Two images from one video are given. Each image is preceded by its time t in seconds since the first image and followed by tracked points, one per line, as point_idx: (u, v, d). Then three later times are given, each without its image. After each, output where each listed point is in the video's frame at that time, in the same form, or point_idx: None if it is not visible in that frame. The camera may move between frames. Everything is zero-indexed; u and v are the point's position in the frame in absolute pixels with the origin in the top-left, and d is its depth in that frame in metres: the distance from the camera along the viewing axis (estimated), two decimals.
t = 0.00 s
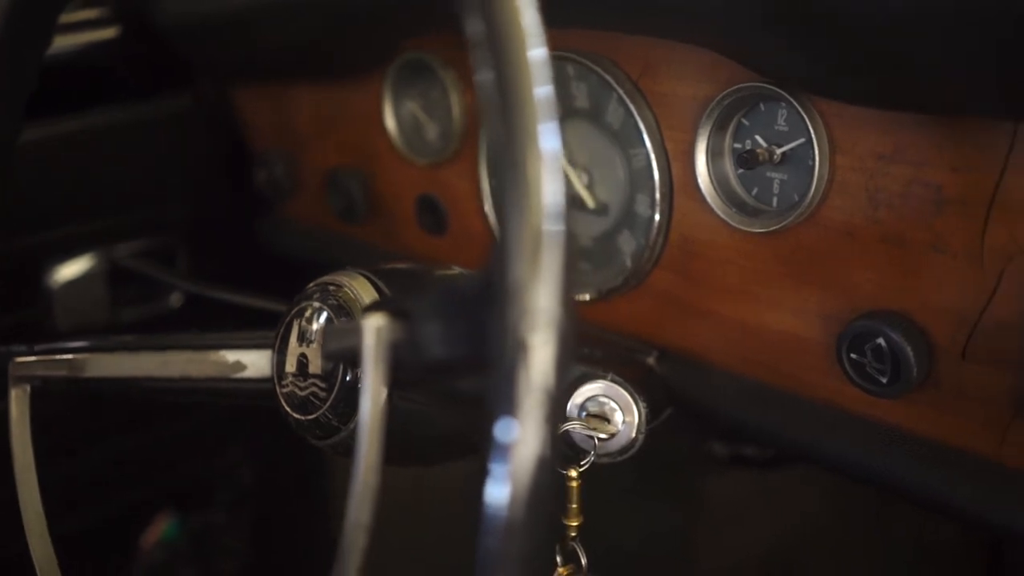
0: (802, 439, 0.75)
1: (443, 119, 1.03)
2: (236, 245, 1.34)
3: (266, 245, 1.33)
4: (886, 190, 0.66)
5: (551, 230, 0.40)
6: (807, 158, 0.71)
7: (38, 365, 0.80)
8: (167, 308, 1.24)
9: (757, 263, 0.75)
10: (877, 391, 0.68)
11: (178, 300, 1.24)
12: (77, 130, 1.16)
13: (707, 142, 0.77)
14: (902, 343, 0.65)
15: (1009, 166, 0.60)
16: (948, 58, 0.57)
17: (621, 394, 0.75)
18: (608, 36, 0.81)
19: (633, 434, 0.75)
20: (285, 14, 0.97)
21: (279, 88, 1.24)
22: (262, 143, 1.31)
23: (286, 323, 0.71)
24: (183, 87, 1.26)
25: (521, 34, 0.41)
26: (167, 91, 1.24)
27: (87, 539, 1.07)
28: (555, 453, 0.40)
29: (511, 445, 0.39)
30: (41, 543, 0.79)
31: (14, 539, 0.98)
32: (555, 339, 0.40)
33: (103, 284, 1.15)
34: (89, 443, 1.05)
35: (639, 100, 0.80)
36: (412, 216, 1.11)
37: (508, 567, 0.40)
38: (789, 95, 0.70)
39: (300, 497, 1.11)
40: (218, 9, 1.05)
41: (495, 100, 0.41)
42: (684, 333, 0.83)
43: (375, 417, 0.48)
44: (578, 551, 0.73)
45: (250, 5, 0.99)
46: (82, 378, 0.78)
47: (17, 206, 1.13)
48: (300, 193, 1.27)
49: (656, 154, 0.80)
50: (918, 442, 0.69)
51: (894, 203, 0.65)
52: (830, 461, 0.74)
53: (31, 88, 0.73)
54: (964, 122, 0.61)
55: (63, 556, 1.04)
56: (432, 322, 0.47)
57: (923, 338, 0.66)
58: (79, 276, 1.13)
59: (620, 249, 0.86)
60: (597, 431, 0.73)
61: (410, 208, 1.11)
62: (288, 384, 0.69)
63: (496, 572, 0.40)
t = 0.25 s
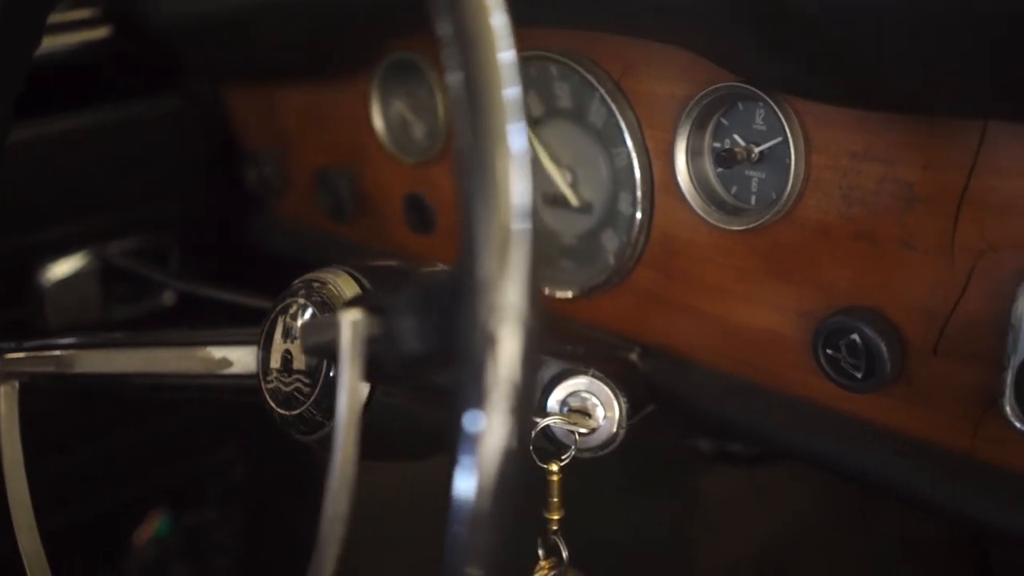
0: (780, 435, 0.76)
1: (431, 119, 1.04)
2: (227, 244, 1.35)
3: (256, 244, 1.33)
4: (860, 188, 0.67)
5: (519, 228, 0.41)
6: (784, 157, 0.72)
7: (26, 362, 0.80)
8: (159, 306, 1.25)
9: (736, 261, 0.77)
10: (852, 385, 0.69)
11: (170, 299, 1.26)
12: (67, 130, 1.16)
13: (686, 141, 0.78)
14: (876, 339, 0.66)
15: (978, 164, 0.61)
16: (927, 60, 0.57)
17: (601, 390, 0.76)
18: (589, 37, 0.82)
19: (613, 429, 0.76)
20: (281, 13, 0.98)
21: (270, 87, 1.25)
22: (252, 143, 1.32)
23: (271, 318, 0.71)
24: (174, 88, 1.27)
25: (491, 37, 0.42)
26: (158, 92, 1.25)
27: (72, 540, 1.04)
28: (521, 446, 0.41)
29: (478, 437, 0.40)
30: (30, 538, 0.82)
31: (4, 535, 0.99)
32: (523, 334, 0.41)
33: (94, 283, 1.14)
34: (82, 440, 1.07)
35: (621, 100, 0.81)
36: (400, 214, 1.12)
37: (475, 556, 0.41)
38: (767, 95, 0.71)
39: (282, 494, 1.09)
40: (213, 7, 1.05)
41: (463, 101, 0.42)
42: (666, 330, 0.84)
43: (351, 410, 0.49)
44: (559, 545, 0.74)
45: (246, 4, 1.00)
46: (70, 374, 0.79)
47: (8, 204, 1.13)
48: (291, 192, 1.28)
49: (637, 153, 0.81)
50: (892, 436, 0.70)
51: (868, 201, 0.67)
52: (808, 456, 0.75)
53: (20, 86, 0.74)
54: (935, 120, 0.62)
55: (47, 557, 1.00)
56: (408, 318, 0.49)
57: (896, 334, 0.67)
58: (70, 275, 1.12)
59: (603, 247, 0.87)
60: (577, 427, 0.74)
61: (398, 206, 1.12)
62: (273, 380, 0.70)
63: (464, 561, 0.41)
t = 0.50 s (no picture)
0: (762, 430, 0.77)
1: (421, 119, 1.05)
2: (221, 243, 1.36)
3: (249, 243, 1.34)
4: (839, 186, 0.68)
5: (496, 226, 0.42)
6: (766, 155, 0.73)
7: (20, 359, 0.81)
8: (154, 305, 1.27)
9: (719, 257, 0.78)
10: (832, 381, 0.71)
11: (164, 298, 1.28)
12: (62, 129, 1.17)
13: (670, 141, 0.79)
14: (855, 336, 0.67)
15: (954, 163, 0.62)
16: (916, 61, 0.57)
17: (586, 386, 0.77)
18: (576, 37, 0.83)
19: (598, 425, 0.77)
20: (281, 12, 0.98)
21: (263, 87, 1.26)
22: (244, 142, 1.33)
23: (260, 316, 0.72)
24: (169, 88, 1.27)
25: (469, 39, 0.42)
26: (151, 93, 1.26)
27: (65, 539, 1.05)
28: (497, 441, 0.42)
29: (454, 432, 0.41)
30: (21, 530, 0.84)
31: None
32: (498, 329, 0.42)
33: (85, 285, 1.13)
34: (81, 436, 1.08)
35: (607, 99, 0.82)
36: (391, 213, 1.13)
37: (451, 547, 0.42)
38: (749, 95, 0.72)
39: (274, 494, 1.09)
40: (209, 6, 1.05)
41: (441, 102, 0.43)
42: (651, 327, 0.85)
43: (333, 405, 0.50)
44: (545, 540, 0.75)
45: (248, 2, 0.99)
46: (63, 370, 0.80)
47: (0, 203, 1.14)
48: (284, 191, 1.29)
49: (623, 153, 0.82)
50: (872, 431, 0.71)
51: (846, 199, 0.68)
52: (789, 451, 0.76)
53: (13, 83, 0.74)
54: (912, 120, 0.63)
55: (41, 558, 0.99)
56: (390, 314, 0.50)
57: (875, 331, 0.68)
58: (65, 273, 1.11)
59: (591, 245, 0.88)
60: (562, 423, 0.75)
61: (388, 205, 1.13)
62: (262, 377, 0.71)
63: (440, 552, 0.42)
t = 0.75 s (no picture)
0: (745, 425, 0.78)
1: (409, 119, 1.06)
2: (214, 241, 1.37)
3: (242, 242, 1.35)
4: (819, 185, 0.69)
5: (473, 225, 0.43)
6: (749, 154, 0.74)
7: (11, 357, 0.83)
8: (148, 303, 1.28)
9: (703, 255, 0.79)
10: (812, 376, 0.72)
11: (158, 295, 1.29)
12: (57, 128, 1.18)
13: (655, 140, 0.80)
14: (836, 332, 0.68)
15: (931, 161, 0.63)
16: (908, 62, 0.58)
17: (572, 382, 0.78)
18: (564, 37, 0.84)
19: (583, 420, 0.78)
20: (280, 12, 0.98)
21: (255, 87, 1.26)
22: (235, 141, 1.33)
23: (249, 313, 0.72)
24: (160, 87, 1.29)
25: (448, 41, 0.43)
26: (145, 92, 1.28)
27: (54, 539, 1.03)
28: (473, 435, 0.43)
29: (431, 426, 0.42)
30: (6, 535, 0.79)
31: None
32: (475, 325, 0.43)
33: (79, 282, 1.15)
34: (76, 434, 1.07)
35: (593, 99, 0.83)
36: (382, 212, 1.14)
37: (428, 539, 0.43)
38: (732, 95, 0.73)
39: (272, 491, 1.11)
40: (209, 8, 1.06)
41: (419, 102, 0.44)
42: (638, 325, 0.86)
43: (315, 398, 0.51)
44: (530, 534, 0.77)
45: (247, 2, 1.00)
46: (53, 367, 0.82)
47: None
48: (276, 190, 1.29)
49: (609, 152, 0.83)
50: (851, 426, 0.72)
51: (826, 197, 0.69)
52: (771, 446, 0.77)
53: (5, 81, 0.75)
54: (891, 119, 0.64)
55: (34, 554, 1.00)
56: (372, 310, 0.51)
57: (855, 327, 0.69)
58: (60, 271, 1.13)
59: (578, 243, 0.89)
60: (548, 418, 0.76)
61: (380, 204, 1.14)
62: (250, 373, 0.71)
63: (417, 544, 0.43)
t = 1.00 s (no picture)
0: (727, 420, 0.79)
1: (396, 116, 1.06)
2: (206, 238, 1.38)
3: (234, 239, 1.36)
4: (797, 180, 0.70)
5: (445, 219, 0.43)
6: (730, 149, 0.75)
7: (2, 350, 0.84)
8: (141, 301, 1.29)
9: (684, 250, 0.79)
10: (791, 369, 0.72)
11: (151, 293, 1.29)
12: (48, 129, 1.18)
13: (638, 136, 0.81)
14: (814, 326, 0.69)
15: (905, 156, 0.64)
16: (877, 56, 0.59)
17: (556, 376, 0.78)
18: (549, 35, 0.85)
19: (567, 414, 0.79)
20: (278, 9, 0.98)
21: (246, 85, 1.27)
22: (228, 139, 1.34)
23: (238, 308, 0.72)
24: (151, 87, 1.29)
25: (423, 39, 0.44)
26: (139, 87, 1.28)
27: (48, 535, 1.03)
28: (445, 425, 0.44)
29: (404, 414, 0.43)
30: None
31: None
32: (447, 318, 0.43)
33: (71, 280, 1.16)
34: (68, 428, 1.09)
35: (577, 95, 0.83)
36: (371, 209, 1.15)
37: (400, 527, 0.43)
38: (713, 92, 0.74)
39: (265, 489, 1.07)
40: (207, 5, 1.07)
41: (393, 98, 0.44)
42: (622, 320, 0.87)
43: (294, 389, 0.52)
44: (514, 525, 0.78)
45: None
46: (42, 361, 0.83)
47: None
48: (266, 187, 1.30)
49: (593, 148, 0.84)
50: (831, 418, 0.73)
51: (803, 191, 0.70)
52: (753, 439, 0.78)
53: None
54: (866, 114, 0.65)
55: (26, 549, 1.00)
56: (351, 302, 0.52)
57: (833, 322, 0.70)
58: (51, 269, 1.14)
59: (563, 240, 0.89)
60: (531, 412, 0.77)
61: (369, 201, 1.15)
62: (238, 366, 0.72)
63: (390, 532, 0.43)
